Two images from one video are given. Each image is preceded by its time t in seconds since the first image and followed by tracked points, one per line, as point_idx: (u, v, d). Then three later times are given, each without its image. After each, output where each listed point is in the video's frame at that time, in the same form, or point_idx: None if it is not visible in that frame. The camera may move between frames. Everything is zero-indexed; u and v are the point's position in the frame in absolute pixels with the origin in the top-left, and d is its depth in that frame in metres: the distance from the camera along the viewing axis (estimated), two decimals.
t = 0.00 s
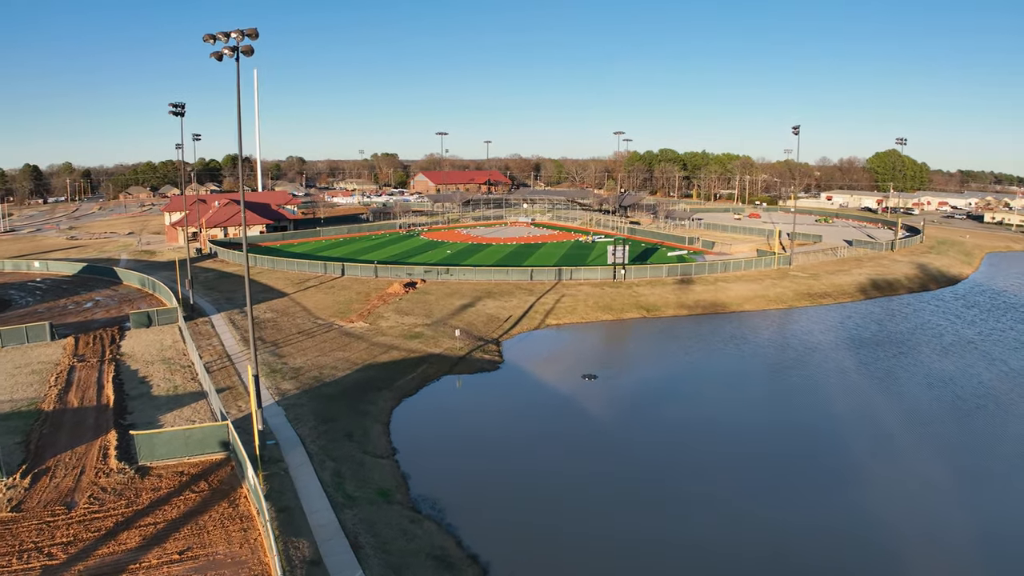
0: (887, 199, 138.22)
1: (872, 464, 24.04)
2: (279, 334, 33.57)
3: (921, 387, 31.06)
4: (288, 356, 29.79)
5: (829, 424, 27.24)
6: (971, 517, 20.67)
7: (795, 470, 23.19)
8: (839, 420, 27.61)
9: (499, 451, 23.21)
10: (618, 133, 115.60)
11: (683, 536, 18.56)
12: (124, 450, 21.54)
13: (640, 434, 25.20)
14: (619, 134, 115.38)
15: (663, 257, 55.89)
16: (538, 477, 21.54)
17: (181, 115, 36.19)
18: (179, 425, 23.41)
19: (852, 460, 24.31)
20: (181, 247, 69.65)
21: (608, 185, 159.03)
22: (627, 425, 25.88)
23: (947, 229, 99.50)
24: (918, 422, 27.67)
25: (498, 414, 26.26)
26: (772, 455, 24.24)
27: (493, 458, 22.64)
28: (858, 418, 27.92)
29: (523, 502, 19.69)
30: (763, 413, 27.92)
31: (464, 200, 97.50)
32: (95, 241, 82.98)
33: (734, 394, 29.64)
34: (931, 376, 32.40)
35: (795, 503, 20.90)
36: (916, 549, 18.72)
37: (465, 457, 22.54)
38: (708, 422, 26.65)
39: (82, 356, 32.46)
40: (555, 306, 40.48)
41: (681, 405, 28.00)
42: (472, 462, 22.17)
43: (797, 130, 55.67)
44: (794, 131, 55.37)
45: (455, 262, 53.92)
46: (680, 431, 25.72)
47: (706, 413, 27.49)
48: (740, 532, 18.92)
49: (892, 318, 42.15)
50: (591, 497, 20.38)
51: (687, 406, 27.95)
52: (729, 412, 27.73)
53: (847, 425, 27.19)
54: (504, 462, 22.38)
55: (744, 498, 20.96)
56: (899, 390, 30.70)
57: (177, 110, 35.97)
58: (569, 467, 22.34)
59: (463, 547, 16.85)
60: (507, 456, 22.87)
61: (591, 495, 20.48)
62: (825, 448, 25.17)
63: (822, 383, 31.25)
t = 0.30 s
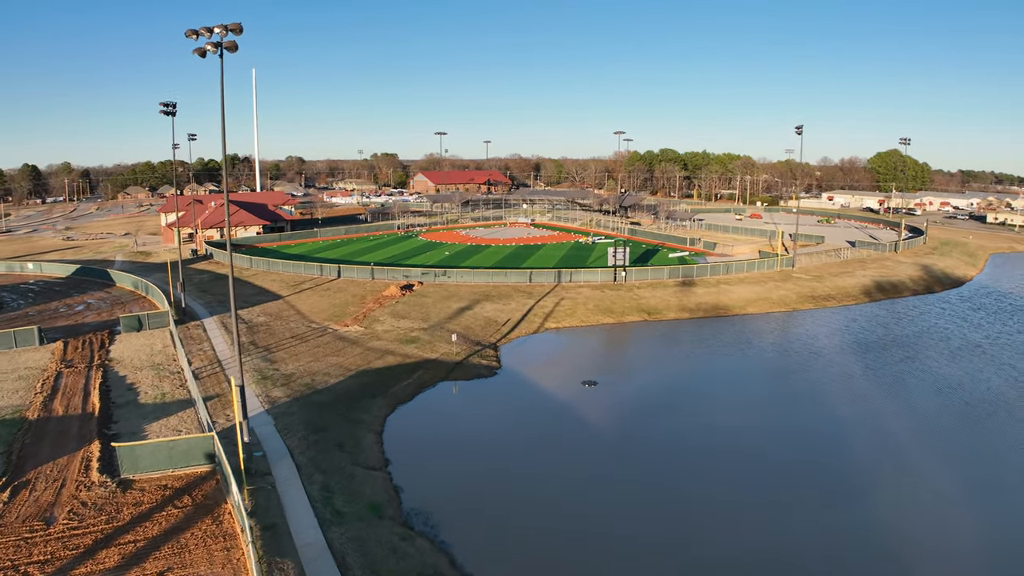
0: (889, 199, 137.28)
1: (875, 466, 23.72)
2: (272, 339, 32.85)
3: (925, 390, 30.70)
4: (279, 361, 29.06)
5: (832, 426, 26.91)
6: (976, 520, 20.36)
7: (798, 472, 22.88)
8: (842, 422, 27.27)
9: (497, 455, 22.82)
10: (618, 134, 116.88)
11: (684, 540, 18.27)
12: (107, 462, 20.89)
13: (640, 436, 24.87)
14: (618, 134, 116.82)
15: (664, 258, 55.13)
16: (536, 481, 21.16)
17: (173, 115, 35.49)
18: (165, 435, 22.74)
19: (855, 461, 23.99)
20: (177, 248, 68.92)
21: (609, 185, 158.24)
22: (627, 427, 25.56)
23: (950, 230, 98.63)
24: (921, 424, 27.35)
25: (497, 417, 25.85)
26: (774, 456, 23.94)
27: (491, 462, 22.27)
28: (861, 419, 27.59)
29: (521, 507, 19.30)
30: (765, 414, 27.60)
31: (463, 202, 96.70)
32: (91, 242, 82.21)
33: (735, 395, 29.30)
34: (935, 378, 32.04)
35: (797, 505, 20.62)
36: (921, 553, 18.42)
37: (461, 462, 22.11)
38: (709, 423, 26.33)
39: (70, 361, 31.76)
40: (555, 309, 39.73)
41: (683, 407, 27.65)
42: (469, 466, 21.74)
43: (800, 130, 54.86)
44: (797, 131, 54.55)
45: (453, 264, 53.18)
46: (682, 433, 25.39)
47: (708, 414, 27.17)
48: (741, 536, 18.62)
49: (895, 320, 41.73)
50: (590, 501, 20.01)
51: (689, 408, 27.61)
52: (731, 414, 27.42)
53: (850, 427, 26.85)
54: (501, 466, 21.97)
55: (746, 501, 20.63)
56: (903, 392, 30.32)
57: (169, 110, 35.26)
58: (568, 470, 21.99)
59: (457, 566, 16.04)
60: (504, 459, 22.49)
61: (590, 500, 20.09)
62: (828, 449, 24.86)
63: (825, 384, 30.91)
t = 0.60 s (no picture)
0: (890, 200, 136.52)
1: (880, 473, 23.46)
2: (264, 344, 32.07)
3: (931, 394, 30.36)
4: (271, 368, 28.30)
5: (836, 431, 26.60)
6: (983, 531, 20.08)
7: (802, 480, 22.59)
8: (847, 427, 26.97)
9: (497, 462, 22.40)
10: (618, 134, 117.09)
11: (688, 552, 17.97)
12: (89, 475, 20.17)
13: (642, 441, 24.56)
14: (619, 135, 117.11)
15: (665, 260, 54.40)
16: (535, 489, 20.67)
17: (164, 115, 34.76)
18: (151, 447, 21.98)
19: (861, 469, 23.71)
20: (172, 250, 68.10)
21: (609, 186, 157.62)
22: (630, 432, 25.22)
23: (953, 231, 97.85)
24: (926, 429, 27.06)
25: (496, 422, 25.42)
26: (778, 463, 23.65)
27: (490, 469, 21.82)
28: (866, 424, 27.30)
29: (521, 518, 18.88)
30: (769, 418, 27.29)
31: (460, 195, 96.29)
32: (87, 243, 81.48)
33: (738, 399, 28.98)
34: (941, 382, 31.68)
35: (803, 515, 20.33)
36: (928, 566, 18.13)
37: (460, 470, 21.63)
38: (712, 429, 26.03)
39: (58, 367, 31.04)
40: (554, 313, 38.95)
41: (685, 412, 27.30)
42: (468, 475, 21.25)
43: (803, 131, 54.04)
44: (800, 131, 53.74)
45: (451, 266, 52.37)
46: (685, 438, 25.09)
47: (711, 419, 26.86)
48: (746, 548, 18.32)
49: (899, 322, 41.26)
50: (590, 512, 19.57)
51: (692, 412, 27.26)
52: (734, 418, 27.12)
53: (854, 432, 26.56)
54: (500, 475, 21.51)
55: (750, 511, 20.33)
56: (909, 396, 29.98)
57: (160, 110, 34.46)
58: (569, 477, 21.57)
59: None
60: (503, 467, 22.07)
61: (591, 510, 19.65)
62: (833, 456, 24.57)
63: (829, 388, 30.58)
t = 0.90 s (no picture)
0: (892, 201, 135.88)
1: (885, 477, 23.02)
2: (257, 350, 31.29)
3: (936, 398, 29.86)
4: (262, 376, 27.54)
5: (840, 435, 26.13)
6: (991, 538, 19.63)
7: (806, 485, 22.10)
8: (851, 430, 26.50)
9: (495, 469, 21.85)
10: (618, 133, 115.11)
11: (692, 562, 17.44)
12: (71, 490, 19.42)
13: (643, 446, 24.08)
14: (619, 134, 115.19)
15: (666, 262, 53.67)
16: (533, 499, 20.13)
17: (155, 115, 34.00)
18: (137, 460, 21.24)
19: (866, 473, 23.22)
20: (167, 251, 67.30)
21: (609, 186, 156.95)
22: (630, 436, 24.75)
23: (955, 232, 97.21)
24: (931, 431, 26.71)
25: (494, 427, 24.87)
26: (781, 467, 23.18)
27: (488, 478, 21.25)
28: (872, 428, 26.82)
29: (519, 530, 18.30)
30: (772, 422, 26.80)
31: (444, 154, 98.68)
32: (82, 245, 80.69)
33: (741, 402, 28.47)
34: (945, 385, 31.19)
35: (808, 521, 19.86)
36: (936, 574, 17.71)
37: (458, 479, 21.07)
38: (715, 433, 25.53)
39: (45, 374, 30.28)
40: (553, 316, 38.19)
41: (686, 416, 26.81)
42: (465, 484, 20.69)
43: (807, 131, 53.30)
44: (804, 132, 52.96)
45: (449, 268, 51.62)
46: (687, 442, 24.63)
47: (713, 423, 26.36)
48: (749, 556, 17.84)
49: (903, 325, 40.67)
50: (591, 521, 19.05)
51: (693, 416, 26.78)
52: (737, 422, 26.61)
53: (859, 436, 26.10)
54: (497, 483, 20.93)
55: (754, 517, 19.89)
56: (914, 400, 29.49)
57: (150, 110, 33.63)
58: (569, 485, 21.05)
59: None
60: (501, 475, 21.49)
61: (591, 521, 19.09)
62: (838, 460, 24.10)
63: (833, 391, 30.08)
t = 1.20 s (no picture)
0: (893, 202, 135.18)
1: (890, 482, 22.65)
2: (249, 357, 30.56)
3: (947, 406, 29.11)
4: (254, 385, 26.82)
5: (850, 445, 25.39)
6: (999, 543, 19.23)
7: (815, 496, 21.38)
8: (861, 440, 25.77)
9: (494, 482, 21.15)
10: (620, 133, 113.30)
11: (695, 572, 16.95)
12: (52, 506, 18.71)
13: (647, 457, 23.37)
14: (620, 134, 113.59)
15: (667, 265, 52.95)
16: (533, 508, 19.69)
17: (145, 116, 33.30)
18: (122, 475, 20.54)
19: (878, 484, 22.48)
20: (163, 254, 66.50)
21: (609, 187, 156.32)
22: (634, 446, 24.04)
23: (958, 233, 96.54)
24: (937, 437, 26.31)
25: (493, 438, 24.16)
26: (790, 479, 22.46)
27: (486, 491, 20.55)
28: (875, 433, 26.45)
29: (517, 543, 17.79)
30: (780, 432, 26.08)
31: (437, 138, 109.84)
32: (78, 247, 79.93)
33: (747, 412, 27.74)
34: (955, 394, 30.47)
35: (819, 534, 19.13)
36: None
37: (455, 492, 20.38)
38: (721, 444, 24.82)
39: (32, 381, 29.59)
40: (553, 321, 37.48)
41: (691, 426, 26.10)
42: (462, 498, 20.00)
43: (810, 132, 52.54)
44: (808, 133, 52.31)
45: (447, 271, 50.90)
46: (692, 453, 23.91)
47: (719, 433, 25.64)
48: (757, 567, 17.26)
49: (910, 331, 39.93)
50: (590, 530, 18.61)
51: (698, 427, 26.06)
52: (743, 432, 25.87)
53: (869, 446, 25.35)
54: (496, 492, 20.50)
55: (757, 522, 19.48)
56: (924, 409, 28.75)
57: (141, 111, 32.93)
58: (570, 495, 20.47)
59: None
60: (500, 488, 20.80)
61: (592, 536, 18.38)
62: (848, 471, 23.36)
63: (841, 399, 29.36)
